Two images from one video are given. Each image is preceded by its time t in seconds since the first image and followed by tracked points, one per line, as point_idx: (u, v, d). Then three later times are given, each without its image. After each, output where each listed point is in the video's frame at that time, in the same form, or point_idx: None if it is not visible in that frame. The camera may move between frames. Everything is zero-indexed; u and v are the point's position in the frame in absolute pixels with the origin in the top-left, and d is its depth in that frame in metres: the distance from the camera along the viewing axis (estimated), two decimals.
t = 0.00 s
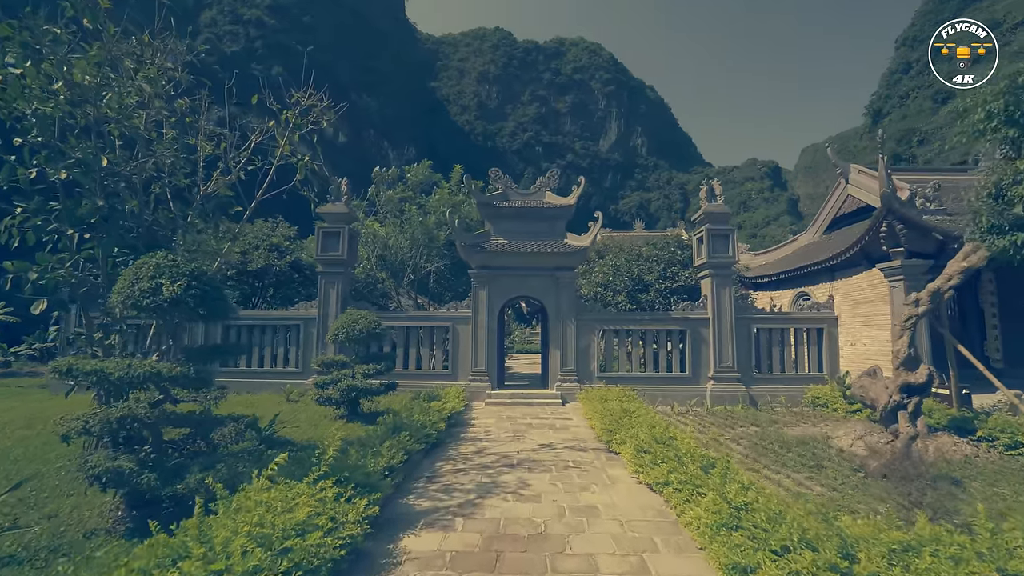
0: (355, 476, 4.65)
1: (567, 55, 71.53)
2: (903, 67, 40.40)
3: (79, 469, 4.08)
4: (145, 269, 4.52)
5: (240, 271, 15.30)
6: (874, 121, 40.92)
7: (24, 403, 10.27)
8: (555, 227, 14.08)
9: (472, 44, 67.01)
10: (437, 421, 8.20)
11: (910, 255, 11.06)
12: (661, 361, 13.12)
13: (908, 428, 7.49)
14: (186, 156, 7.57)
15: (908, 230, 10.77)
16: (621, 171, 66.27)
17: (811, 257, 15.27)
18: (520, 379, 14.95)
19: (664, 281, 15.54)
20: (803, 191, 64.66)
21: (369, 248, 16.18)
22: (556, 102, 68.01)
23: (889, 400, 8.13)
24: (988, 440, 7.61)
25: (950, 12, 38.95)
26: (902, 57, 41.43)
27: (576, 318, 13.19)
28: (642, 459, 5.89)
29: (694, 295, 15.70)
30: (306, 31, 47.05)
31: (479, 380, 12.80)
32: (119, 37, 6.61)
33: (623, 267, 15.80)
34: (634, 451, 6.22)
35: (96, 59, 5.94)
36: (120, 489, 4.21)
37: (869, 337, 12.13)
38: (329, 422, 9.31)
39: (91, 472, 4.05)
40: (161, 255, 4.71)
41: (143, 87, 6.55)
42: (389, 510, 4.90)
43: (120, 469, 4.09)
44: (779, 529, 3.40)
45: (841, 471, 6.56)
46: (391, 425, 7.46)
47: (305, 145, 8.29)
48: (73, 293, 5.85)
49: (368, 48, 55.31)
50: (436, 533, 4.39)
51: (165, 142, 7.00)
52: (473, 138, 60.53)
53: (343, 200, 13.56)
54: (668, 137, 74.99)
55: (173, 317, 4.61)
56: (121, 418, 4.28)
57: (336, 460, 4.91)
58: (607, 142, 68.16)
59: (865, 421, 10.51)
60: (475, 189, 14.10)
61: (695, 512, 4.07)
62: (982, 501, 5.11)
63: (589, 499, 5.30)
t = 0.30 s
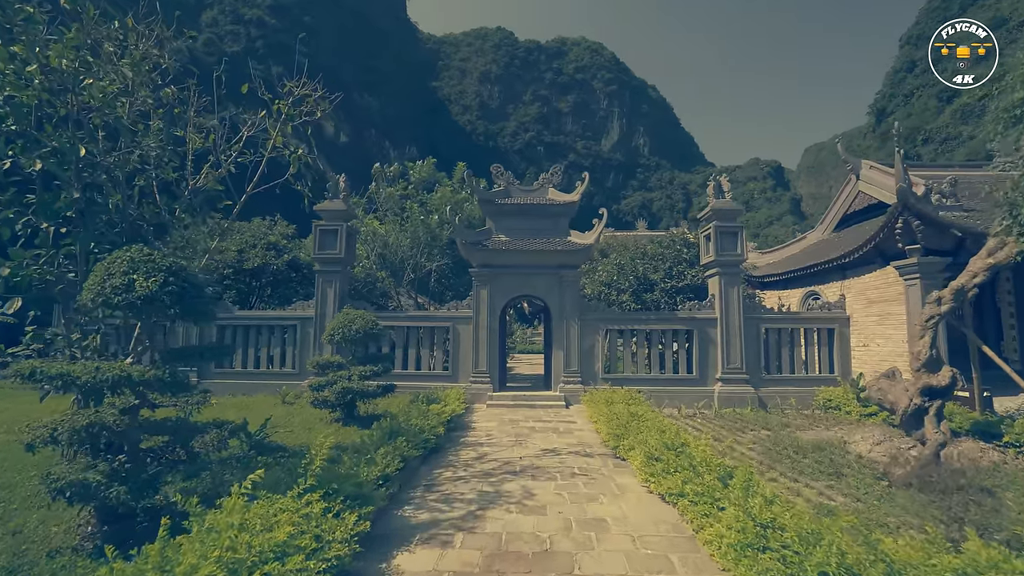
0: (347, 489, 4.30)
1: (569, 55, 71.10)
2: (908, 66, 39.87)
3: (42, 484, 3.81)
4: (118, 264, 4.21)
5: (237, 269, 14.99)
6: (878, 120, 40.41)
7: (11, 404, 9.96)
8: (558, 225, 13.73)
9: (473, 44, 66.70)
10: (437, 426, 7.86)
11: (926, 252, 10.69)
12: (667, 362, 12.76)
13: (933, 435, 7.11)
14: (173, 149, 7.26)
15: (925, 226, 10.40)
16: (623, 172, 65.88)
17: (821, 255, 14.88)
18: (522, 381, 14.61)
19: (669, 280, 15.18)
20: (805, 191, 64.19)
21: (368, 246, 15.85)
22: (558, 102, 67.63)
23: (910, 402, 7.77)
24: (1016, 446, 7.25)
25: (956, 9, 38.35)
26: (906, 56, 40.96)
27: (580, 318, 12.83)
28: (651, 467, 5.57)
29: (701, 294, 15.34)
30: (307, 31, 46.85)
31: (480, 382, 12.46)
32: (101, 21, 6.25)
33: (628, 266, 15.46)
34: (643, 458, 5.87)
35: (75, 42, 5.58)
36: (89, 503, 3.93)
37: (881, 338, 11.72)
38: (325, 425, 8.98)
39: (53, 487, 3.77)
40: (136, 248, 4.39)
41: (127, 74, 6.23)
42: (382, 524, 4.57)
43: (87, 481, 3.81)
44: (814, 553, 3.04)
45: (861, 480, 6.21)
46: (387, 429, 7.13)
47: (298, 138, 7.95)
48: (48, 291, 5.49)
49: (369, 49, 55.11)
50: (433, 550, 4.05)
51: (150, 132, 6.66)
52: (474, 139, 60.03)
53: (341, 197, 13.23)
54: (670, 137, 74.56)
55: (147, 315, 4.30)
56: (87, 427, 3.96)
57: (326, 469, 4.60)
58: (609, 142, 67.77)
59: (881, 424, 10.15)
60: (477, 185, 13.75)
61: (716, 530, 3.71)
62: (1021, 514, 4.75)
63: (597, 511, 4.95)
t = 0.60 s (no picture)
0: (335, 502, 4.00)
1: (571, 54, 70.59)
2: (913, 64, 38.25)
3: None
4: (87, 260, 3.90)
5: (234, 267, 14.63)
6: (882, 119, 39.85)
7: None
8: (561, 222, 13.37)
9: (475, 44, 66.30)
10: (437, 432, 7.51)
11: (944, 250, 10.30)
12: (674, 363, 12.41)
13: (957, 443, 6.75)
14: (160, 141, 6.96)
15: (943, 223, 10.02)
16: (625, 171, 65.48)
17: (832, 253, 14.48)
18: (525, 382, 14.28)
19: (675, 278, 14.82)
20: (808, 190, 63.65)
21: (368, 244, 15.52)
22: (560, 102, 67.19)
23: (933, 406, 7.46)
24: None
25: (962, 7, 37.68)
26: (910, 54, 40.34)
27: (584, 318, 12.49)
28: (662, 476, 5.24)
29: (708, 293, 14.96)
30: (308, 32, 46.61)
31: (481, 383, 12.13)
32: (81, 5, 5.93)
33: (633, 265, 15.11)
34: (654, 466, 5.53)
35: (51, 25, 5.26)
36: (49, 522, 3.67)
37: (895, 338, 11.32)
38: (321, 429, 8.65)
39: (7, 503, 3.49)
40: (109, 242, 4.10)
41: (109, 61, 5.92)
42: (373, 540, 4.24)
43: (43, 497, 3.53)
44: None
45: (885, 490, 5.86)
46: (384, 434, 6.80)
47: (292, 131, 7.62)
48: (22, 289, 5.18)
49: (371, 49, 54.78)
50: (428, 571, 3.72)
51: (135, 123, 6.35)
52: (477, 139, 59.68)
53: (339, 194, 12.91)
54: (673, 136, 74.09)
55: (121, 313, 4.05)
56: (46, 436, 3.83)
57: (315, 481, 4.28)
58: (611, 142, 67.34)
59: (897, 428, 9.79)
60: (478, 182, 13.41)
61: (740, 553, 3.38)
62: None
63: (606, 525, 4.61)
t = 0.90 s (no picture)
0: (317, 518, 3.66)
1: (574, 54, 70.20)
2: (917, 62, 38.25)
3: None
4: (43, 252, 3.63)
5: (229, 267, 14.29)
6: (886, 118, 39.32)
7: None
8: (565, 219, 13.01)
9: (478, 44, 65.99)
10: (434, 438, 7.10)
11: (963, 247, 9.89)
12: (682, 364, 12.03)
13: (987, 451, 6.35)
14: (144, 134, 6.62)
15: (963, 218, 9.62)
16: (628, 171, 65.05)
17: (843, 251, 14.08)
18: (528, 383, 13.91)
19: (682, 277, 14.44)
20: (812, 190, 63.10)
21: (368, 243, 15.17)
22: (562, 101, 66.79)
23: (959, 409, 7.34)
24: None
25: (968, 4, 37.13)
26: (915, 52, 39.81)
27: (588, 317, 12.13)
28: (674, 486, 4.88)
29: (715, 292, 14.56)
30: (310, 31, 46.44)
31: (482, 385, 11.78)
32: None
33: (638, 263, 14.74)
34: (666, 476, 5.16)
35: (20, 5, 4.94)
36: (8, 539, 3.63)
37: (911, 339, 10.89)
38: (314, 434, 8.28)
39: None
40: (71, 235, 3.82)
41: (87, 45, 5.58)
42: (362, 561, 3.89)
43: None
44: None
45: (912, 501, 5.48)
46: (379, 440, 6.44)
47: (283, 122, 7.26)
48: None
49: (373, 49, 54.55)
50: None
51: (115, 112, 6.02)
52: (479, 138, 59.36)
53: (336, 190, 12.58)
54: (676, 135, 73.62)
55: (87, 312, 3.78)
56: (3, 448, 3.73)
57: (299, 496, 3.97)
58: (613, 141, 66.94)
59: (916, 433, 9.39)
60: (479, 178, 13.05)
61: None
62: None
63: (616, 543, 4.24)
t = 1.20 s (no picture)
0: (295, 539, 3.31)
1: (575, 53, 69.83)
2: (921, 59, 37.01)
3: None
4: None
5: (224, 266, 13.99)
6: (890, 117, 38.81)
7: None
8: (568, 216, 12.64)
9: (479, 44, 65.67)
10: (431, 444, 6.74)
11: (985, 243, 9.48)
12: (690, 366, 11.66)
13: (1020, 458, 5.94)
14: (126, 123, 6.27)
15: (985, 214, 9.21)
16: (630, 171, 64.64)
17: (855, 248, 13.68)
18: (530, 385, 13.53)
19: (688, 275, 14.05)
20: (815, 189, 62.55)
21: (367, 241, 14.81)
22: (564, 101, 66.39)
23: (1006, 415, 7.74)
24: None
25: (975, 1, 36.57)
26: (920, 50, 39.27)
27: (593, 317, 11.76)
28: (689, 498, 4.51)
29: (723, 291, 14.17)
30: (311, 32, 46.27)
31: (483, 387, 11.43)
32: None
33: (643, 262, 14.37)
34: (680, 487, 4.79)
35: None
36: None
37: (929, 339, 10.49)
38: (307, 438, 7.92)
39: None
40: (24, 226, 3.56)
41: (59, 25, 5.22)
42: None
43: None
44: None
45: (944, 514, 5.11)
46: (373, 446, 6.08)
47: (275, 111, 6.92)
48: None
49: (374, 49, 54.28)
50: None
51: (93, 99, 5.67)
52: (480, 138, 59.05)
53: (333, 187, 12.23)
54: (678, 135, 73.17)
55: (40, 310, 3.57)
56: None
57: (280, 515, 3.61)
58: (615, 141, 66.53)
59: (936, 437, 9.01)
60: (480, 174, 12.70)
61: None
62: None
63: (628, 562, 3.88)
